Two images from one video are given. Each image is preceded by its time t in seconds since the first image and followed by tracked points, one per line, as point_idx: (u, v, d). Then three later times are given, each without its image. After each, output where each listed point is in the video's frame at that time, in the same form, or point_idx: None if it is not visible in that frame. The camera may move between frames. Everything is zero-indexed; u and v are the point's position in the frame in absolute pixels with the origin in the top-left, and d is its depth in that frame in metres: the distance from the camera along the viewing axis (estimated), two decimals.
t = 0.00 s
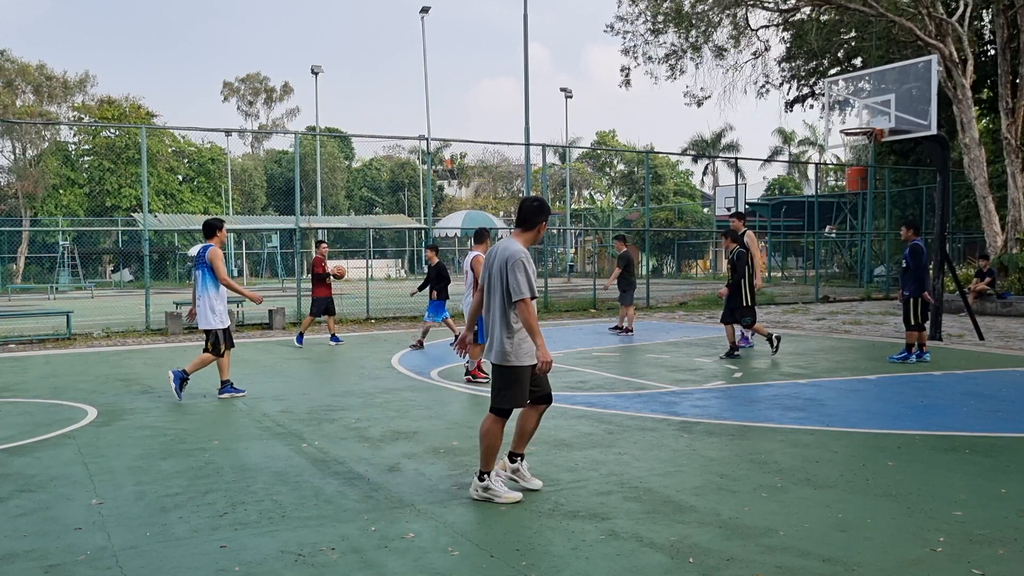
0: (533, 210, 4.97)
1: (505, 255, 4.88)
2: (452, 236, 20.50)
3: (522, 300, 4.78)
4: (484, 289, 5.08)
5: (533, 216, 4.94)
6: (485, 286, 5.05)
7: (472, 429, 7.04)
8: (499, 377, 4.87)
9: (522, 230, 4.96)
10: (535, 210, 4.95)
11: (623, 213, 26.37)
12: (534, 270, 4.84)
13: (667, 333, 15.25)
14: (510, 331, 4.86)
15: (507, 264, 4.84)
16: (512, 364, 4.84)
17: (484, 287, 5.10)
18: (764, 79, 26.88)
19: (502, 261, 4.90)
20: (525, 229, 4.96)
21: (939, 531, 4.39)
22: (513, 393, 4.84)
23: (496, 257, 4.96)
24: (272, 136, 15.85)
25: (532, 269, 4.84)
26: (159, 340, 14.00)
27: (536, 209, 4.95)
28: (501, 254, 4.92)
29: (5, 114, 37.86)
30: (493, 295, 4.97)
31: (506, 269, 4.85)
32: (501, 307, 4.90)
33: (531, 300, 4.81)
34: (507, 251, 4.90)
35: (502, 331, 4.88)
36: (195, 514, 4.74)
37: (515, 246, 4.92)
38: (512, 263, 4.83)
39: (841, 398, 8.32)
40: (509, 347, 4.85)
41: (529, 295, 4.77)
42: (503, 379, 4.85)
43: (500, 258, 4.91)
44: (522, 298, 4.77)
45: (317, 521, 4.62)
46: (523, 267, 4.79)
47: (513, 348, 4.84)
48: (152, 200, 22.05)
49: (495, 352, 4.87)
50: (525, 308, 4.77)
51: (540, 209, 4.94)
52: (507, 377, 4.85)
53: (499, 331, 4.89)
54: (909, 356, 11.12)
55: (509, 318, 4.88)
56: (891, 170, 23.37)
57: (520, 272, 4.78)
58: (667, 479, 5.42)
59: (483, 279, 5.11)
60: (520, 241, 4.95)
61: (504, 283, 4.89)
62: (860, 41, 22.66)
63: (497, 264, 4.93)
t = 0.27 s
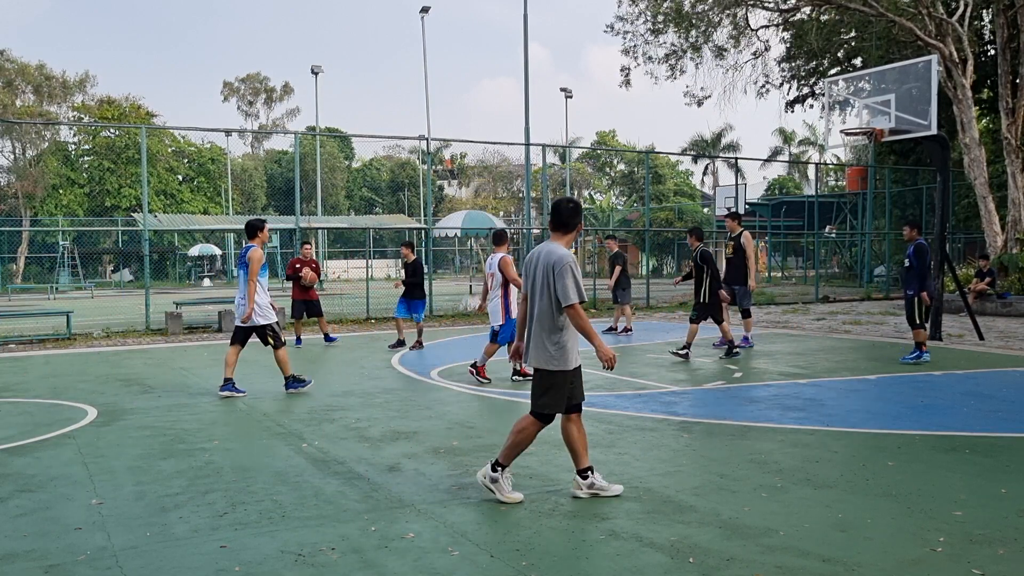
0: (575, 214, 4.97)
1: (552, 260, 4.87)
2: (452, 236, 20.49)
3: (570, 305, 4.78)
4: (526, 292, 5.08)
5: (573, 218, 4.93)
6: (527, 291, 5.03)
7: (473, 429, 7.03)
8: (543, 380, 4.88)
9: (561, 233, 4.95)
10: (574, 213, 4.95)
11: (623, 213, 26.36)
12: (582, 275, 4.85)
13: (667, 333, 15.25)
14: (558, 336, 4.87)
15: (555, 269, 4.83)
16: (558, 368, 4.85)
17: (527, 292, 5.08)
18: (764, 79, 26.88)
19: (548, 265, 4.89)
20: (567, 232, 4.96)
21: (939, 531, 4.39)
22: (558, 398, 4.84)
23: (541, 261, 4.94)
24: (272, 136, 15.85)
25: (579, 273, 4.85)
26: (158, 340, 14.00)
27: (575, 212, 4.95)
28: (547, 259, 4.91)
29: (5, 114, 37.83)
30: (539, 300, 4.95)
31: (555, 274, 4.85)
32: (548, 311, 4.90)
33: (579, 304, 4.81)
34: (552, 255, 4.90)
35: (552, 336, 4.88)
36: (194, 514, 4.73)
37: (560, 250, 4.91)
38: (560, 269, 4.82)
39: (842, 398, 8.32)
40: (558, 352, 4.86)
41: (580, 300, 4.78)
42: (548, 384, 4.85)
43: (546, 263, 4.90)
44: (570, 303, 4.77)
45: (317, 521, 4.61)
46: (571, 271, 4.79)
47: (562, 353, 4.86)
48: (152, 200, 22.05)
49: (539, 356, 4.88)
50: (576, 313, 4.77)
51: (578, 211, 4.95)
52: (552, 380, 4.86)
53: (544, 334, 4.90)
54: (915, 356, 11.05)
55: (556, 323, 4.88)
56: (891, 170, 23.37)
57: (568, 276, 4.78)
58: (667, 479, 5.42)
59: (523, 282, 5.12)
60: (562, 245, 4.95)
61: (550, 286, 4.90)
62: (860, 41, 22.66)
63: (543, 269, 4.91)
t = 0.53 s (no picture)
0: (612, 207, 4.91)
1: (592, 256, 4.85)
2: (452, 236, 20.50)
3: (610, 301, 4.74)
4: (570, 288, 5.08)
5: (614, 214, 4.90)
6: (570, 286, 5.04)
7: (473, 429, 7.03)
8: (593, 376, 4.89)
9: (603, 229, 4.93)
10: (616, 208, 4.91)
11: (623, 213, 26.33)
12: (622, 271, 4.79)
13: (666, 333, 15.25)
14: (599, 334, 4.85)
15: (593, 265, 4.81)
16: (605, 364, 4.84)
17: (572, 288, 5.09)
18: (764, 79, 26.89)
19: (588, 263, 4.87)
20: (608, 228, 4.94)
21: (939, 531, 4.39)
22: (609, 394, 4.83)
23: (582, 258, 4.93)
24: (272, 136, 15.85)
25: (620, 267, 4.79)
26: (158, 340, 14.00)
27: (617, 207, 4.92)
28: (587, 257, 4.89)
29: (5, 113, 37.84)
30: (581, 296, 4.94)
31: (594, 270, 4.82)
32: (590, 309, 4.88)
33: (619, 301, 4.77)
34: (592, 251, 4.86)
35: (594, 333, 4.86)
36: (195, 514, 4.73)
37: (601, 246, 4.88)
38: (599, 265, 4.79)
39: (842, 398, 8.32)
40: (600, 350, 4.84)
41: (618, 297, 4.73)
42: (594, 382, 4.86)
43: (587, 259, 4.88)
44: (609, 300, 4.73)
45: (318, 521, 4.62)
46: (609, 267, 4.74)
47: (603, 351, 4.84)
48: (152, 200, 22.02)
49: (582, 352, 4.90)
50: (614, 310, 4.73)
51: (619, 206, 4.91)
52: (598, 378, 4.85)
53: (586, 331, 4.88)
54: (925, 356, 11.00)
55: (597, 320, 4.86)
56: (891, 170, 23.38)
57: (607, 273, 4.74)
58: (667, 479, 5.42)
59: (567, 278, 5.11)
60: (605, 240, 4.92)
61: (591, 283, 4.86)
62: (860, 41, 22.65)
63: (583, 265, 4.90)
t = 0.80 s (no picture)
0: (667, 211, 4.81)
1: (647, 260, 4.74)
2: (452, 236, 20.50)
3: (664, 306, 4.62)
4: (619, 292, 4.96)
5: (669, 217, 4.79)
6: (620, 290, 4.92)
7: (473, 428, 7.03)
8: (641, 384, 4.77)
9: (656, 233, 4.82)
10: (670, 211, 4.80)
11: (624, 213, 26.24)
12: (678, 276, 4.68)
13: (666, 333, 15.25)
14: (651, 339, 4.72)
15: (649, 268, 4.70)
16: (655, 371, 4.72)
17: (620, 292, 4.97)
18: (764, 79, 26.88)
19: (643, 266, 4.76)
20: (660, 231, 4.83)
21: (939, 531, 4.39)
22: (658, 402, 4.70)
23: (635, 261, 4.81)
24: (272, 136, 15.85)
25: (677, 273, 4.68)
26: (158, 340, 13.99)
27: (671, 210, 4.82)
28: (642, 260, 4.78)
29: (5, 113, 37.86)
30: (633, 300, 4.83)
31: (649, 274, 4.71)
32: (643, 314, 4.77)
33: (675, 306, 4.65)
34: (648, 254, 4.75)
35: (646, 338, 4.74)
36: (195, 514, 4.74)
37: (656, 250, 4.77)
38: (656, 269, 4.68)
39: (842, 398, 8.32)
40: (651, 356, 4.72)
41: (675, 302, 4.62)
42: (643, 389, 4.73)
43: (641, 262, 4.78)
44: (665, 304, 4.61)
45: (317, 521, 4.62)
46: (666, 272, 4.63)
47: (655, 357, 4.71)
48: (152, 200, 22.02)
49: (633, 358, 4.78)
50: (670, 315, 4.61)
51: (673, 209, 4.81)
52: (649, 385, 4.72)
53: (638, 337, 4.76)
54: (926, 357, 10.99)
55: (650, 325, 4.74)
56: (891, 170, 23.39)
57: (663, 278, 4.63)
58: (667, 479, 5.42)
59: (616, 283, 5.00)
60: (659, 244, 4.81)
61: (645, 288, 4.76)
62: (860, 41, 22.64)
63: (637, 268, 4.79)
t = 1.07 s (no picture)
0: (724, 206, 4.78)
1: (709, 255, 4.68)
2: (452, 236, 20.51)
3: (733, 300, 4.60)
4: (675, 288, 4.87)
5: (725, 211, 4.75)
6: (678, 286, 4.84)
7: (473, 428, 7.03)
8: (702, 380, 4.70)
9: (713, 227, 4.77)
10: (726, 205, 4.76)
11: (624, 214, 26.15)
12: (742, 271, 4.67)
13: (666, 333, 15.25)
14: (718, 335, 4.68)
15: (713, 264, 4.65)
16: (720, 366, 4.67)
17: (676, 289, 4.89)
18: (764, 79, 26.87)
19: (705, 262, 4.69)
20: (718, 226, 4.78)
21: (939, 531, 4.39)
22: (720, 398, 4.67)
23: (695, 257, 4.74)
24: (272, 136, 15.85)
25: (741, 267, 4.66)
26: (158, 340, 13.99)
27: (727, 204, 4.78)
28: (703, 255, 4.72)
29: (4, 113, 37.88)
30: (694, 297, 4.75)
31: (713, 270, 4.66)
32: (706, 310, 4.71)
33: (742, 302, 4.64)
34: (709, 250, 4.69)
35: (711, 334, 4.69)
36: (195, 515, 4.73)
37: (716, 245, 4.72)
38: (721, 264, 4.63)
39: (842, 399, 8.32)
40: (717, 353, 4.67)
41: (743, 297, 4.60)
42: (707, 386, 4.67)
43: (701, 258, 4.71)
44: (735, 300, 4.59)
45: (318, 521, 4.62)
46: (731, 266, 4.60)
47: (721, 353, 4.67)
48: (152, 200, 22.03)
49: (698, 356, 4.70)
50: (740, 310, 4.59)
51: (729, 204, 4.77)
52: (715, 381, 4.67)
53: (703, 333, 4.70)
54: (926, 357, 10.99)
55: (717, 322, 4.69)
56: (891, 170, 23.39)
57: (728, 271, 4.59)
58: (667, 479, 5.42)
59: (671, 279, 4.91)
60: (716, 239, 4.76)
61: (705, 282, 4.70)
62: (860, 41, 22.63)
63: (698, 264, 4.72)
